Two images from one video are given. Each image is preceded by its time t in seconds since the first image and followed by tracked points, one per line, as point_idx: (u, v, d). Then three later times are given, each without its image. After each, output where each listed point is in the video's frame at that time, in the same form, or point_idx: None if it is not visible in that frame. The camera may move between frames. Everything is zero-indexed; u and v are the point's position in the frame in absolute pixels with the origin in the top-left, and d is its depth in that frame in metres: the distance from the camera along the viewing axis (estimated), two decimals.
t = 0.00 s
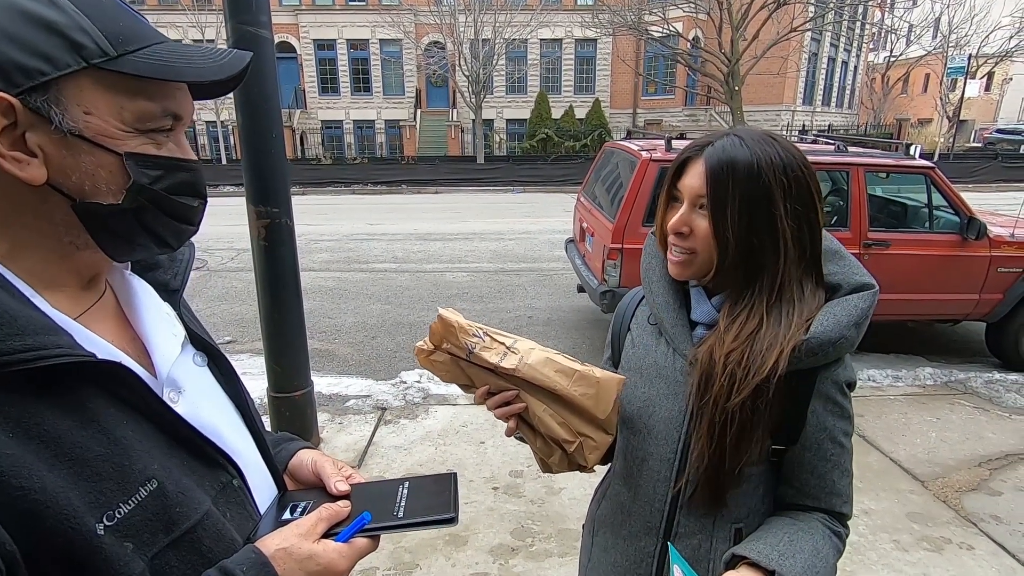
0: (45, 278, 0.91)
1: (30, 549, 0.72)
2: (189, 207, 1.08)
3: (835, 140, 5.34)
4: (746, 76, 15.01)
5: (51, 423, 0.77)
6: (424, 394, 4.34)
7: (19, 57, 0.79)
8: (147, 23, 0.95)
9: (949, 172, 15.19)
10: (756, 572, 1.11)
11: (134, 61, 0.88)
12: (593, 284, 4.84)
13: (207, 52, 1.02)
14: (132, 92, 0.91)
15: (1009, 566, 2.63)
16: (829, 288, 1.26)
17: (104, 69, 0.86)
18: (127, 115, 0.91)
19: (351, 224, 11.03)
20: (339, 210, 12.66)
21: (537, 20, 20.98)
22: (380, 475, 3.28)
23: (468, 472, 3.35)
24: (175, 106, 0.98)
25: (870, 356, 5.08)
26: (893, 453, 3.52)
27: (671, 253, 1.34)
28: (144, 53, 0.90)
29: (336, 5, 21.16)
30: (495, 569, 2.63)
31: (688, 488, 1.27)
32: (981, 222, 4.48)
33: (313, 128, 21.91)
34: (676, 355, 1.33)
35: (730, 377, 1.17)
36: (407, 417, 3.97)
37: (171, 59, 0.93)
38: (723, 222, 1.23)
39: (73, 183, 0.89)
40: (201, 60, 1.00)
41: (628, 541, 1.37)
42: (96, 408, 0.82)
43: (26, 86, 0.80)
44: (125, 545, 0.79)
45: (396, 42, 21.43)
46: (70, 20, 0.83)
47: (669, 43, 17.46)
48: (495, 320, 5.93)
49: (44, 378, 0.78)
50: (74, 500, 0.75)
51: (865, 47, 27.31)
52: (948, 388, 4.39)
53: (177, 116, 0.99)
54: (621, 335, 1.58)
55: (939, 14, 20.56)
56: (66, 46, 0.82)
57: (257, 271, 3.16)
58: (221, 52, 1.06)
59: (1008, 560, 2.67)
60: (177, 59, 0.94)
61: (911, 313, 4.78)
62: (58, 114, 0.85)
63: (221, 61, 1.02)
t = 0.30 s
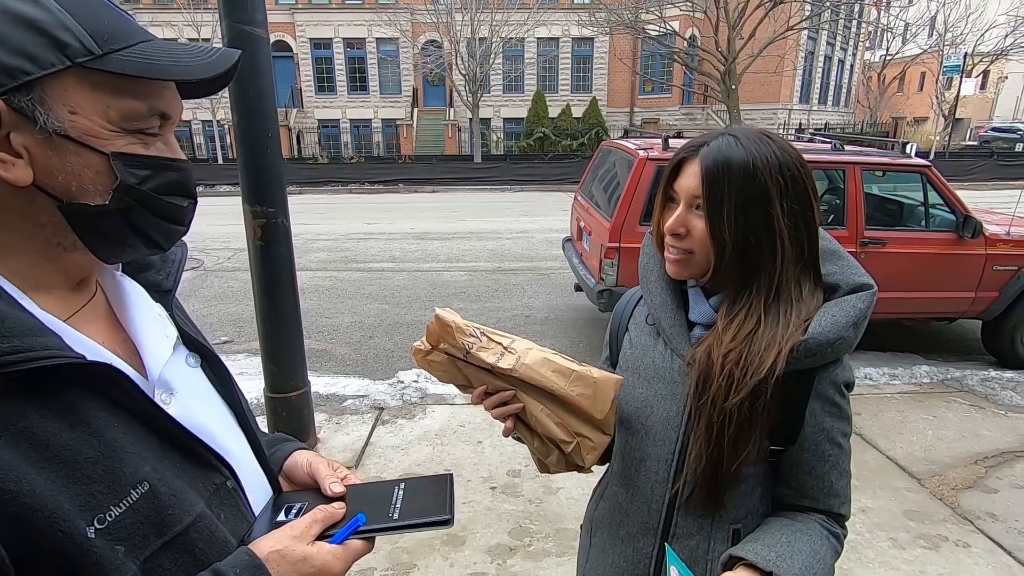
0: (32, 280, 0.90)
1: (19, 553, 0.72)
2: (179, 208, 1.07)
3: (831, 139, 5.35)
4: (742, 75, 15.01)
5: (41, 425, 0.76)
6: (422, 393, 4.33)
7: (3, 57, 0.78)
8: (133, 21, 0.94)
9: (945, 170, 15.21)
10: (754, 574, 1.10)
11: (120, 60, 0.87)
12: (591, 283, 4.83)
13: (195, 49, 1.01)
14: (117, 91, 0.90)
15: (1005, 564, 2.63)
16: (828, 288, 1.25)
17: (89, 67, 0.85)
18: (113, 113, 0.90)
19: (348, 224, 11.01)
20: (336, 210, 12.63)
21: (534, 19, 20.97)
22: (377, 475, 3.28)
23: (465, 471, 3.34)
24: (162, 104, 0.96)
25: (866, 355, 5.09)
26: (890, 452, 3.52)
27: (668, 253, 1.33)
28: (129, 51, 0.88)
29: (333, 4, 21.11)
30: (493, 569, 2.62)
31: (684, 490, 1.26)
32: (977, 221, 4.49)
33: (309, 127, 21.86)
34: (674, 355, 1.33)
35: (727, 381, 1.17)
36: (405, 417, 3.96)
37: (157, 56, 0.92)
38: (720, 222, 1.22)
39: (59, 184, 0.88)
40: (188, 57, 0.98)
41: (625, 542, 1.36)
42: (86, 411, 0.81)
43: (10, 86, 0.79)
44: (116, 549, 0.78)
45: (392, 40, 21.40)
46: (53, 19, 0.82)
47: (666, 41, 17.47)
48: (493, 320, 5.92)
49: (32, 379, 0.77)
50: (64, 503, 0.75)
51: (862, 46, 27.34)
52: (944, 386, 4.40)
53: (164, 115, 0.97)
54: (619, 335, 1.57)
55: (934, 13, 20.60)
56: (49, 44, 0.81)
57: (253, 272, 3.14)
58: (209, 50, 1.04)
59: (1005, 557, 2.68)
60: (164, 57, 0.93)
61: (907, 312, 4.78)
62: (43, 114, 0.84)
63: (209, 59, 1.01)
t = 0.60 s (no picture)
0: (14, 278, 0.88)
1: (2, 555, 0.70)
2: (162, 203, 1.06)
3: (827, 135, 5.35)
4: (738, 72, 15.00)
5: (23, 424, 0.75)
6: (418, 391, 4.32)
7: None
8: (112, 11, 0.92)
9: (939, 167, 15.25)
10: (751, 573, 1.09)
11: (98, 50, 0.85)
12: (587, 280, 4.82)
13: (177, 39, 0.99)
14: (95, 82, 0.88)
15: (1001, 559, 2.64)
16: (828, 285, 1.24)
17: (66, 58, 0.83)
18: (93, 107, 0.88)
19: (344, 222, 10.97)
20: (331, 208, 12.59)
21: (530, 15, 20.93)
22: (374, 473, 3.26)
23: (462, 469, 3.34)
24: (144, 96, 0.95)
25: (862, 351, 5.10)
26: (886, 447, 3.53)
27: (666, 250, 1.32)
28: (109, 41, 0.87)
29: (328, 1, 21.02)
30: (490, 567, 2.61)
31: (682, 488, 1.25)
32: (972, 217, 4.50)
33: (304, 124, 21.78)
34: (672, 353, 1.32)
35: (725, 379, 1.16)
36: (401, 415, 3.95)
37: (138, 47, 0.90)
38: (719, 218, 1.21)
39: (37, 179, 0.87)
40: (172, 49, 0.97)
41: (622, 541, 1.35)
42: (70, 409, 0.79)
43: None
44: (101, 549, 0.77)
45: (388, 37, 21.33)
46: (27, 9, 0.80)
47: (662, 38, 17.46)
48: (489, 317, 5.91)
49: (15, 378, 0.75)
50: (46, 504, 0.73)
51: (857, 43, 27.39)
52: (940, 381, 4.41)
53: (146, 107, 0.96)
54: (617, 332, 1.56)
55: (929, 9, 20.63)
56: (24, 34, 0.79)
57: (248, 270, 3.12)
58: (191, 40, 1.02)
59: (1000, 552, 2.68)
60: (144, 48, 0.91)
61: (903, 308, 4.79)
62: (19, 106, 0.82)
63: (192, 50, 0.99)
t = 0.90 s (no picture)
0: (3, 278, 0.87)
1: None
2: (152, 200, 1.06)
3: (822, 132, 5.36)
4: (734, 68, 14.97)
5: (9, 425, 0.74)
6: (415, 389, 4.31)
7: None
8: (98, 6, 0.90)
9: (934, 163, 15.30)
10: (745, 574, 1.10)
11: (84, 45, 0.84)
12: (583, 277, 4.82)
13: (166, 35, 0.97)
14: (80, 77, 0.86)
15: (995, 552, 2.65)
16: (828, 284, 1.24)
17: (50, 53, 0.82)
18: (80, 102, 0.87)
19: (339, 219, 10.93)
20: (327, 205, 12.54)
21: (526, 11, 20.87)
22: (370, 471, 3.26)
23: (458, 466, 3.33)
24: (133, 93, 0.93)
25: (857, 347, 5.12)
26: (881, 443, 3.54)
27: (664, 246, 1.32)
28: (96, 35, 0.85)
29: None
30: (487, 564, 2.62)
31: (679, 486, 1.25)
32: (966, 212, 4.51)
33: (300, 121, 21.71)
34: (669, 352, 1.31)
35: (721, 377, 1.16)
36: (398, 413, 3.94)
37: (126, 42, 0.89)
38: (718, 213, 1.21)
39: (23, 177, 0.86)
40: (161, 45, 0.95)
41: (618, 540, 1.35)
42: (59, 410, 0.78)
43: None
44: (91, 552, 0.76)
45: (383, 34, 21.25)
46: (14, 3, 0.79)
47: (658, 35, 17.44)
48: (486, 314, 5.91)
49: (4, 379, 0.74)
50: (35, 507, 0.73)
51: (852, 39, 27.43)
52: (934, 377, 4.43)
53: (135, 103, 0.94)
54: (615, 331, 1.56)
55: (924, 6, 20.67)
56: (8, 28, 0.78)
57: (243, 268, 3.11)
58: (180, 35, 1.01)
59: (994, 546, 2.70)
60: (132, 42, 0.90)
61: (898, 304, 4.80)
62: (3, 103, 0.81)
63: (181, 45, 0.98)
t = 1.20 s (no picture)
0: None
1: None
2: (136, 196, 1.05)
3: (819, 128, 5.37)
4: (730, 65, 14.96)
5: None
6: (411, 386, 4.31)
7: None
8: None
9: (929, 159, 15.34)
10: (738, 570, 1.10)
11: (58, 37, 0.83)
12: (580, 274, 4.82)
13: (145, 24, 0.96)
14: (54, 71, 0.86)
15: (989, 547, 2.67)
16: (825, 281, 1.24)
17: (22, 45, 0.81)
18: (54, 95, 0.86)
19: (336, 217, 10.90)
20: (323, 203, 12.50)
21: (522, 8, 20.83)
22: (367, 469, 3.25)
23: (455, 464, 3.33)
24: (111, 85, 0.93)
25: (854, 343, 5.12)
26: (876, 438, 3.55)
27: (660, 243, 1.31)
28: (69, 26, 0.84)
29: None
30: (484, 561, 2.62)
31: (674, 484, 1.25)
32: (961, 208, 4.56)
33: (295, 119, 21.63)
34: (664, 349, 1.31)
35: (716, 373, 1.16)
36: (394, 411, 3.94)
37: (101, 33, 0.87)
38: (712, 209, 1.20)
39: None
40: (139, 35, 0.93)
41: (612, 538, 1.35)
42: (41, 410, 0.78)
43: None
44: (76, 554, 0.76)
45: (379, 31, 21.18)
46: None
47: (655, 31, 17.42)
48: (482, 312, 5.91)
49: None
50: (18, 510, 0.72)
51: (848, 35, 27.46)
52: (929, 372, 4.44)
53: (113, 96, 0.93)
54: (611, 328, 1.55)
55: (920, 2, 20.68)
56: None
57: (238, 266, 3.09)
58: (161, 23, 0.99)
59: (988, 540, 2.71)
60: (107, 33, 0.88)
61: (893, 300, 4.81)
62: None
63: (161, 34, 0.96)
